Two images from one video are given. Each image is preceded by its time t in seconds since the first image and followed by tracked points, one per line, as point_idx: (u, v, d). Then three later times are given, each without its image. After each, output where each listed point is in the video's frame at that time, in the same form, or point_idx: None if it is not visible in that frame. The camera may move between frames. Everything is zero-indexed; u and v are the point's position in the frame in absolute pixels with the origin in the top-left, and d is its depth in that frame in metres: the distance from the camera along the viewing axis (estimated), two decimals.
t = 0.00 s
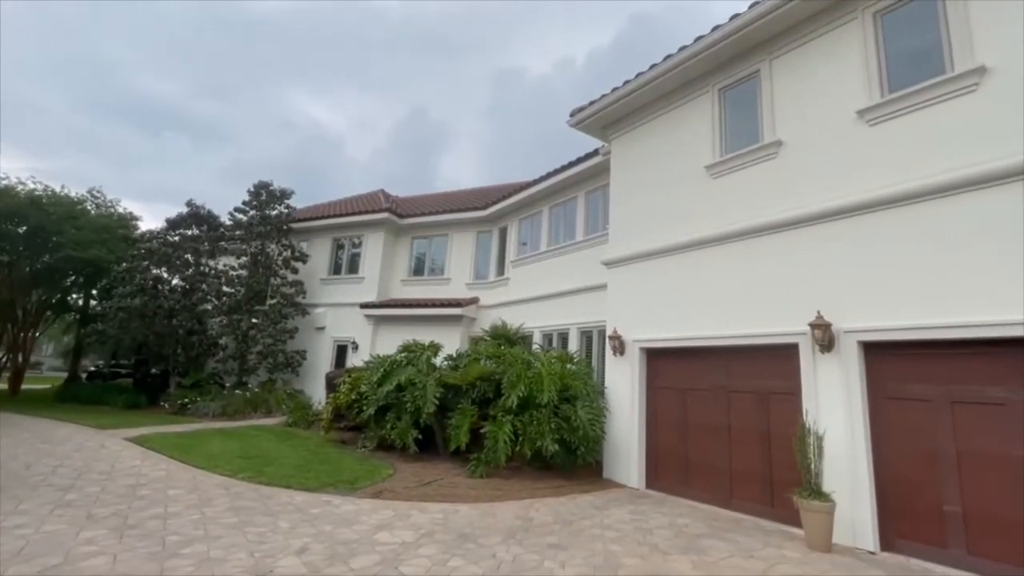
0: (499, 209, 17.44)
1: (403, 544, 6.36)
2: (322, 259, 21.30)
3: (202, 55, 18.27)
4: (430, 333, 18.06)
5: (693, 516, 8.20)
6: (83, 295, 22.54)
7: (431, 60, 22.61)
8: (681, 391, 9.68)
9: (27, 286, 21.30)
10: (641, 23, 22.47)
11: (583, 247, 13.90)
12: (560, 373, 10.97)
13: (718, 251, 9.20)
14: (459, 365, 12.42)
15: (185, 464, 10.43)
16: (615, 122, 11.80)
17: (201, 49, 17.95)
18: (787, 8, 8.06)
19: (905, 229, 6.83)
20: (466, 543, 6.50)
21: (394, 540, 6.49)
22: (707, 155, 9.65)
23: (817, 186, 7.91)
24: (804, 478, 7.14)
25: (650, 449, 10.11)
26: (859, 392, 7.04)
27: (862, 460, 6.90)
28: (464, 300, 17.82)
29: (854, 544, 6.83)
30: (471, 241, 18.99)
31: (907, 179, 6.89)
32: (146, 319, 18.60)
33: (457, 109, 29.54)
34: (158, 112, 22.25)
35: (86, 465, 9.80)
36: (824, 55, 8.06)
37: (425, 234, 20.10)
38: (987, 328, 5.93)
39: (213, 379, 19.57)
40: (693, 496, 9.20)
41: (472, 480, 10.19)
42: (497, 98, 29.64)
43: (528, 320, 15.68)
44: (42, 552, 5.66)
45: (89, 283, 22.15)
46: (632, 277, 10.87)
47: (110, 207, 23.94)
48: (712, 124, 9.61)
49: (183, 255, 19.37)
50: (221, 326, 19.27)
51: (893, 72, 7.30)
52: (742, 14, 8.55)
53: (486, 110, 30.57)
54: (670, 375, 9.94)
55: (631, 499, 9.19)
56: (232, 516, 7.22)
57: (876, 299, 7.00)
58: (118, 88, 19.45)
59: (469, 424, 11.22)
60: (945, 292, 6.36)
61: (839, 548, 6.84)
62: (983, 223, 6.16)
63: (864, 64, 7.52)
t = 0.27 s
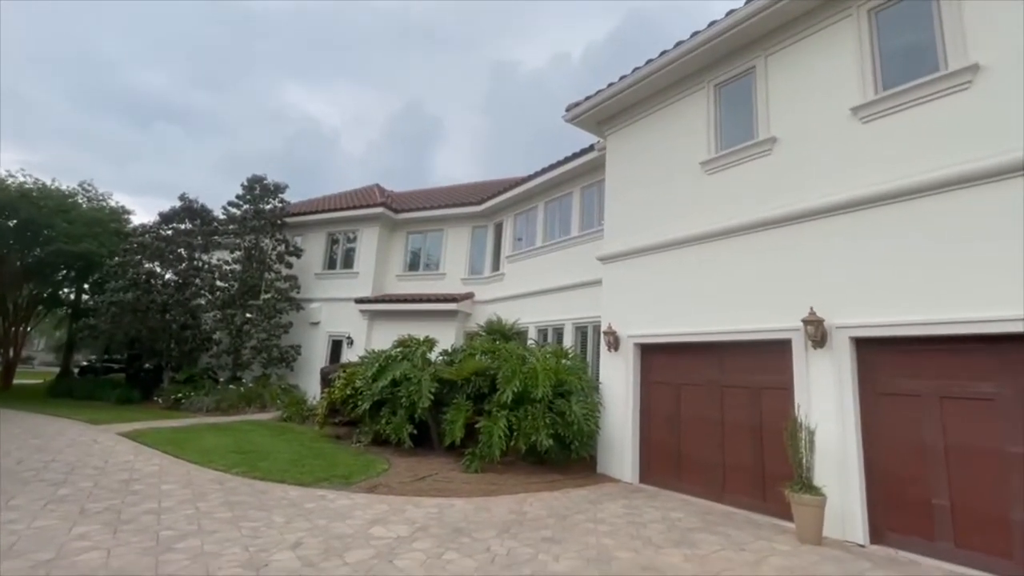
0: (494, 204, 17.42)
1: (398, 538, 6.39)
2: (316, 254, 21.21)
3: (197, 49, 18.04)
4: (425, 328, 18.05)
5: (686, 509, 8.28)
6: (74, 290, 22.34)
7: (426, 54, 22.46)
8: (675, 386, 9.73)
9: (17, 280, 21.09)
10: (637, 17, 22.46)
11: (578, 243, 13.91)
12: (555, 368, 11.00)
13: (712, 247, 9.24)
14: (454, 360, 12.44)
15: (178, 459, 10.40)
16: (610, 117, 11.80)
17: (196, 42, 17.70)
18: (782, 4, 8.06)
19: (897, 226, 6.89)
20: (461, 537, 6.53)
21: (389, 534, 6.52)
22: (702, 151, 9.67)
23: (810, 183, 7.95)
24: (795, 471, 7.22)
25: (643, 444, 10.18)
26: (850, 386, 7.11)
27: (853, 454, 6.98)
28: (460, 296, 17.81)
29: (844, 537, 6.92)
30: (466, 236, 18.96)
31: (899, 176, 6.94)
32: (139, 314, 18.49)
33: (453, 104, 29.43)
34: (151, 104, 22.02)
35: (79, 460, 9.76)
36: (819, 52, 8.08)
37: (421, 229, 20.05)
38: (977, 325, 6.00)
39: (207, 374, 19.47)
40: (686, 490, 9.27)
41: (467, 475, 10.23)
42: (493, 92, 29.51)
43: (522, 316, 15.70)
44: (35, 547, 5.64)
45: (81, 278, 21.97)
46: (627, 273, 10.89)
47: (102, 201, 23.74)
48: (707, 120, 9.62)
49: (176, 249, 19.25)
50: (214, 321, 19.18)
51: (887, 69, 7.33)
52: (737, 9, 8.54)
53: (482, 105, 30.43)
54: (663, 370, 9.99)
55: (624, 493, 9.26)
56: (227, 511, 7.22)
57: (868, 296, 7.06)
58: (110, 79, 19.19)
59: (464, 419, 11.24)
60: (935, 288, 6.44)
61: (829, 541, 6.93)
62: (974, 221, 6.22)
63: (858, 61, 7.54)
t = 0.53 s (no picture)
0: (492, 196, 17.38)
1: (397, 529, 6.44)
2: (313, 247, 21.15)
3: (191, 38, 17.64)
4: (423, 321, 18.06)
5: (682, 500, 8.35)
6: (70, 282, 22.29)
7: (424, 45, 22.24)
8: (672, 378, 9.78)
9: (13, 272, 21.00)
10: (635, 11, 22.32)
11: (576, 236, 13.90)
12: (552, 361, 11.04)
13: (710, 240, 9.25)
14: (451, 353, 12.46)
15: (177, 451, 10.44)
16: (608, 109, 11.75)
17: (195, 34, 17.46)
18: None
19: (894, 219, 6.92)
20: (459, 527, 6.59)
21: (387, 525, 6.57)
22: (700, 143, 9.65)
23: (808, 176, 7.96)
24: (790, 462, 7.29)
25: (640, 436, 10.25)
26: (845, 379, 7.16)
27: (847, 446, 7.05)
28: (457, 288, 17.81)
29: (838, 527, 7.01)
30: (464, 229, 18.93)
31: (897, 169, 6.94)
32: (136, 306, 18.46)
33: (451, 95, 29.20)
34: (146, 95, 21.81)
35: (77, 452, 9.78)
36: (818, 44, 8.04)
37: (418, 222, 20.00)
38: (972, 318, 6.05)
39: (204, 367, 19.47)
40: (682, 481, 9.35)
41: (465, 466, 10.28)
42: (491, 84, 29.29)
43: (520, 309, 15.71)
44: (35, 539, 5.67)
45: (77, 270, 21.93)
46: (625, 266, 10.91)
47: (97, 192, 23.60)
48: (705, 113, 9.60)
49: (172, 241, 19.16)
50: (212, 313, 19.15)
51: (886, 61, 7.32)
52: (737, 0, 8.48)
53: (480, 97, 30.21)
54: (660, 362, 10.04)
55: (621, 484, 9.33)
56: (225, 502, 7.25)
57: (864, 288, 7.10)
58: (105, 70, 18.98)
59: (462, 411, 11.29)
60: (931, 281, 6.48)
61: (822, 531, 7.02)
62: (970, 214, 6.25)
63: (857, 53, 7.52)
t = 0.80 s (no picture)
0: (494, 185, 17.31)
1: (400, 516, 6.51)
2: (315, 237, 21.13)
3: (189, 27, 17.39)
4: (425, 311, 18.09)
5: (683, 488, 8.41)
6: (72, 273, 22.39)
7: (425, 33, 22.01)
8: (674, 367, 9.81)
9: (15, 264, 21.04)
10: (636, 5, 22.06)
11: (578, 225, 13.86)
12: (554, 350, 11.08)
13: (712, 228, 9.22)
14: (453, 342, 12.49)
15: (182, 439, 10.54)
16: (610, 98, 11.65)
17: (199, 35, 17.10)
18: None
19: (897, 207, 6.88)
20: (461, 514, 6.66)
21: (390, 512, 6.64)
22: (703, 131, 9.58)
23: (811, 164, 7.90)
24: (791, 450, 7.32)
25: (641, 424, 10.29)
26: (847, 367, 7.17)
27: (847, 434, 7.08)
28: (459, 278, 17.81)
29: (838, 514, 7.06)
30: (466, 219, 18.88)
31: (902, 157, 6.89)
32: (139, 297, 18.54)
33: (452, 84, 28.95)
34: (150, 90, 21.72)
35: (83, 441, 9.89)
36: (823, 29, 7.94)
37: (420, 212, 19.95)
38: (975, 306, 6.03)
39: (208, 357, 19.57)
40: (682, 469, 9.41)
41: (467, 455, 10.36)
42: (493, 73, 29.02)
43: (522, 298, 15.72)
44: (43, 525, 5.75)
45: (80, 261, 22.01)
46: (626, 255, 10.88)
47: (98, 183, 23.62)
48: (708, 100, 9.52)
49: (174, 232, 19.18)
50: (215, 303, 19.22)
51: (892, 47, 7.23)
52: None
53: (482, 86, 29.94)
54: (662, 351, 10.06)
55: (623, 472, 9.39)
56: (230, 490, 7.33)
57: (867, 277, 7.07)
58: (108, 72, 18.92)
59: (464, 400, 11.35)
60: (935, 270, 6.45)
61: (822, 518, 7.07)
62: (975, 202, 6.21)
63: (863, 39, 7.42)
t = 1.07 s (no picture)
0: (500, 172, 17.21)
1: (409, 499, 6.59)
2: (322, 225, 21.18)
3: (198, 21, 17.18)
4: (432, 298, 18.13)
5: (690, 473, 8.44)
6: (85, 262, 22.67)
7: (430, 19, 21.74)
8: (681, 353, 9.79)
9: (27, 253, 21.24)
10: None
11: (585, 211, 13.77)
12: (561, 337, 11.09)
13: (721, 213, 9.11)
14: (461, 329, 12.52)
15: (195, 425, 10.71)
16: (618, 81, 11.48)
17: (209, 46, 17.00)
18: None
19: (911, 190, 6.76)
20: (470, 498, 6.73)
21: (400, 496, 6.72)
22: (713, 115, 9.43)
23: (823, 147, 7.76)
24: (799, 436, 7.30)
25: (648, 410, 10.31)
26: (857, 353, 7.11)
27: (857, 419, 7.04)
28: (466, 266, 17.81)
29: (846, 499, 7.06)
30: (472, 205, 18.81)
31: (917, 139, 6.74)
32: (150, 286, 18.72)
33: (457, 70, 28.66)
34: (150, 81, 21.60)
35: (99, 427, 10.06)
36: (837, 8, 7.74)
37: (426, 199, 19.90)
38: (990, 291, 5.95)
39: (218, 345, 19.78)
40: (689, 455, 9.44)
41: (475, 440, 10.45)
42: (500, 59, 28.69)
43: (529, 285, 15.70)
44: (62, 508, 5.89)
45: (91, 250, 22.28)
46: (634, 241, 10.81)
47: (107, 173, 23.76)
48: (718, 83, 9.35)
49: (183, 221, 19.29)
50: (224, 292, 19.38)
51: (908, 27, 7.05)
52: None
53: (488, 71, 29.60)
54: (670, 338, 10.03)
55: (630, 457, 9.44)
56: (243, 474, 7.45)
57: (880, 261, 6.97)
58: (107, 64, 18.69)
59: (472, 386, 11.41)
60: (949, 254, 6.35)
61: (830, 503, 7.07)
62: (992, 185, 6.09)
63: (879, 18, 7.24)
